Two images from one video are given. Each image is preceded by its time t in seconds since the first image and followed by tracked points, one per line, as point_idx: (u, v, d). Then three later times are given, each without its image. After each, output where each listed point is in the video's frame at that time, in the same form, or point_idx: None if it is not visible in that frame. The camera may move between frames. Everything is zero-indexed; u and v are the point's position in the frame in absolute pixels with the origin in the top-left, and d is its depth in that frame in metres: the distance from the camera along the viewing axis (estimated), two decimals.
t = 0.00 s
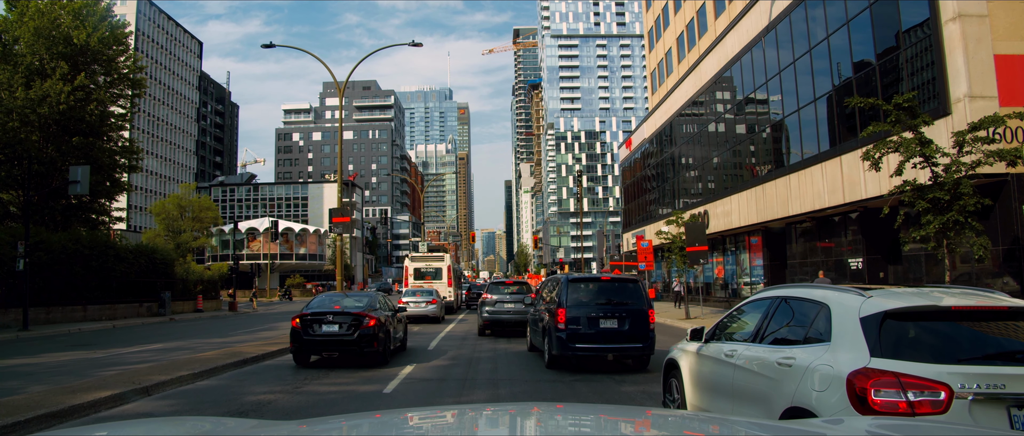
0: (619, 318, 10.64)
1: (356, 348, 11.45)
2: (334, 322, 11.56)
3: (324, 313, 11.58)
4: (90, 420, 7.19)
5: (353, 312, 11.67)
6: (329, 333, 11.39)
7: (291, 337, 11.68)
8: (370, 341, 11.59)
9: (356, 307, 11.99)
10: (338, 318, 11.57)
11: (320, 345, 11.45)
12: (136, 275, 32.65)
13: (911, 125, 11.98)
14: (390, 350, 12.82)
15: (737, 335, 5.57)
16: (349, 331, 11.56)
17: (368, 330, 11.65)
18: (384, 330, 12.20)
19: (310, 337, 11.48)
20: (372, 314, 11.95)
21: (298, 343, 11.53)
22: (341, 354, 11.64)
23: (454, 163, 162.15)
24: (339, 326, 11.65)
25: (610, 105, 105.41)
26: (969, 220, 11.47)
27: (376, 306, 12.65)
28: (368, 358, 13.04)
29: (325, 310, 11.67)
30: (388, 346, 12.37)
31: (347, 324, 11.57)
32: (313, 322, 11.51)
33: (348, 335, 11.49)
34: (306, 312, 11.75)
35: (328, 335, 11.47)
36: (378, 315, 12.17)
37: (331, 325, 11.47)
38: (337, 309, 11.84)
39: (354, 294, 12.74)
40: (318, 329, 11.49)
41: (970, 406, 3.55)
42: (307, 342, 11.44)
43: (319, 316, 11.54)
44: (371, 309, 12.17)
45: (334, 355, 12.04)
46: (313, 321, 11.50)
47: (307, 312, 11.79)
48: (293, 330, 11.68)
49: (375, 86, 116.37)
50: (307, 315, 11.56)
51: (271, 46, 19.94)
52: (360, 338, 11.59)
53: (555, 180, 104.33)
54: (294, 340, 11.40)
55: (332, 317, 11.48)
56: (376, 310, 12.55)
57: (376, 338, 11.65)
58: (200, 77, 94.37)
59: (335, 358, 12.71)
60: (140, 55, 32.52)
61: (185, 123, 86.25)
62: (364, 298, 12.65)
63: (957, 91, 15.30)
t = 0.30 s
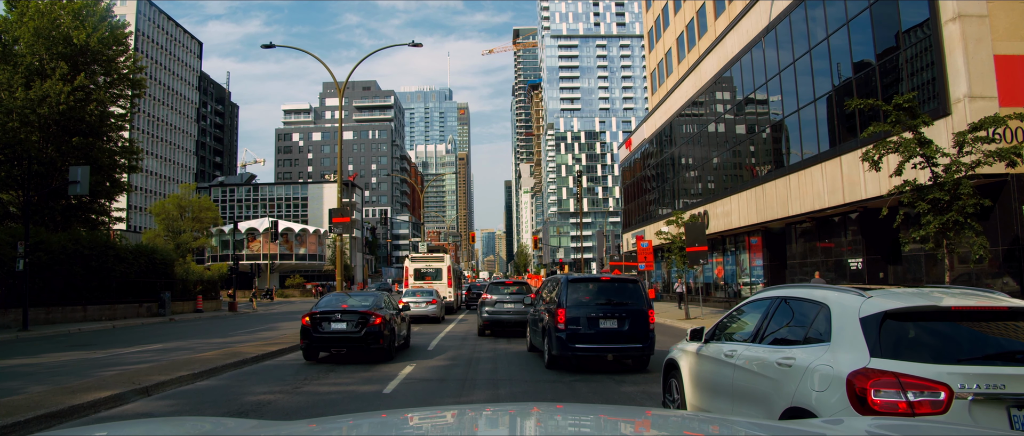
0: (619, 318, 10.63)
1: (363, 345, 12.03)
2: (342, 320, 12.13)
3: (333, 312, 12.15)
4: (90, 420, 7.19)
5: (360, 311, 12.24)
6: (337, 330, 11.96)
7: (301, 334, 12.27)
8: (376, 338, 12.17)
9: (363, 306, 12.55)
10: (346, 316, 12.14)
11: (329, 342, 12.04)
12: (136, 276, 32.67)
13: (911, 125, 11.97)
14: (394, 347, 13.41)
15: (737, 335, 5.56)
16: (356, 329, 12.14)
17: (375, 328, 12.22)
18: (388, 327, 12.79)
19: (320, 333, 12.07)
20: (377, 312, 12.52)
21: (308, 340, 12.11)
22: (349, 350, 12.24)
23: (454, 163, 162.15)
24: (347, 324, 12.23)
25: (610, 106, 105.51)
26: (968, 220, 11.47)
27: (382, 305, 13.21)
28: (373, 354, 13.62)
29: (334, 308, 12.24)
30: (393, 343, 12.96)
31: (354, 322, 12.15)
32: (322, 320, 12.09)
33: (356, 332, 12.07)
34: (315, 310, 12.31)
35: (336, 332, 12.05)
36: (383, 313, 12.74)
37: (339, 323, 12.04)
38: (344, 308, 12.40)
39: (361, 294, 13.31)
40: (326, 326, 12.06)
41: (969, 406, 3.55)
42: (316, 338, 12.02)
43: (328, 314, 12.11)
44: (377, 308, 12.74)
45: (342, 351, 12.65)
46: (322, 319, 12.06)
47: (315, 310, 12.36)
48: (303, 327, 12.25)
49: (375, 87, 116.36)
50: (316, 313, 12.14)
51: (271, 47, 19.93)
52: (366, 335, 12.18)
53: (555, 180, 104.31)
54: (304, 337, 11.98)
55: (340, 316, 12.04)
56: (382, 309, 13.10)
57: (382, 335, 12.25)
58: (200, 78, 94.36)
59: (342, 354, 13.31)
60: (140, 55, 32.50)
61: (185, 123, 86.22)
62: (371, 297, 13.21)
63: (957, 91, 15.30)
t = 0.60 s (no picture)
0: (619, 318, 10.63)
1: (369, 343, 12.44)
2: (349, 319, 12.54)
3: (340, 311, 12.56)
4: (90, 420, 7.19)
5: (366, 310, 12.64)
6: (344, 329, 12.38)
7: (310, 333, 12.68)
8: (382, 336, 12.59)
9: (369, 306, 12.95)
10: (353, 316, 12.55)
11: (337, 340, 12.45)
12: (136, 276, 32.67)
13: (911, 126, 11.96)
14: (399, 344, 13.81)
15: (737, 336, 5.56)
16: (363, 327, 12.55)
17: (381, 326, 12.62)
18: (393, 326, 13.21)
19: (328, 332, 12.49)
20: (383, 312, 12.92)
21: (316, 338, 12.54)
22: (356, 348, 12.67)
23: (454, 163, 162.09)
24: (354, 323, 12.65)
25: (610, 106, 105.62)
26: (968, 220, 11.48)
27: (387, 305, 13.60)
28: (379, 352, 14.05)
29: (341, 308, 12.65)
30: (398, 341, 13.37)
31: (361, 321, 12.55)
32: (330, 319, 12.50)
33: (362, 331, 12.47)
34: (322, 310, 12.72)
35: (344, 331, 12.46)
36: (389, 312, 13.15)
37: (346, 322, 12.44)
38: (351, 307, 12.80)
39: (367, 294, 13.71)
40: (334, 325, 12.48)
41: (969, 406, 3.55)
42: (324, 337, 12.44)
43: (336, 314, 12.52)
44: (383, 307, 13.14)
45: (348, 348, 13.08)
46: (330, 318, 12.47)
47: (323, 309, 12.77)
48: (311, 326, 12.65)
49: (375, 87, 116.40)
50: (324, 313, 12.55)
51: (271, 47, 19.93)
52: (373, 334, 12.60)
53: (555, 180, 104.28)
54: (313, 335, 12.40)
55: (347, 315, 12.45)
56: (387, 308, 13.50)
57: (387, 333, 12.66)
58: (200, 78, 94.41)
59: (348, 351, 13.75)
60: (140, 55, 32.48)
61: (185, 124, 86.24)
62: (376, 297, 13.61)
63: (957, 91, 15.30)
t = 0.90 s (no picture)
0: (619, 318, 10.63)
1: (375, 340, 12.96)
2: (356, 318, 13.08)
3: (347, 310, 13.11)
4: (91, 420, 7.20)
5: (372, 309, 13.17)
6: (351, 327, 12.92)
7: (318, 331, 13.23)
8: (387, 334, 13.11)
9: (374, 305, 13.48)
10: (359, 314, 13.09)
11: (344, 338, 12.99)
12: (136, 276, 32.67)
13: (911, 126, 11.97)
14: (402, 343, 14.30)
15: (737, 336, 5.56)
16: (369, 326, 13.09)
17: (385, 325, 13.14)
18: (398, 324, 13.74)
19: (335, 330, 13.04)
20: (388, 311, 13.45)
21: (324, 336, 13.09)
22: (362, 346, 13.21)
23: (454, 163, 162.07)
24: (360, 321, 13.19)
25: (610, 106, 105.72)
26: (968, 221, 11.48)
27: (391, 305, 14.12)
28: (383, 350, 14.57)
29: (348, 307, 13.20)
30: (402, 339, 13.86)
31: (367, 320, 13.08)
32: (337, 318, 13.05)
33: (368, 329, 13.00)
34: (330, 309, 13.27)
35: (350, 329, 13.00)
36: (393, 312, 13.67)
37: (353, 320, 12.99)
38: (357, 306, 13.35)
39: (372, 294, 14.24)
40: (341, 323, 13.03)
41: (969, 406, 3.55)
42: (332, 334, 12.99)
43: (343, 312, 13.07)
44: (388, 307, 13.66)
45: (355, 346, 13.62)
46: (338, 317, 13.03)
47: (330, 308, 13.32)
48: (319, 325, 13.20)
49: (375, 87, 116.43)
50: (332, 311, 13.10)
51: (271, 47, 19.97)
52: (378, 332, 13.13)
53: (555, 180, 104.29)
54: (321, 333, 12.94)
55: (354, 314, 13.00)
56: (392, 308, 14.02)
57: (392, 331, 13.20)
58: (200, 78, 94.44)
59: (355, 348, 14.30)
60: (140, 55, 32.48)
61: (185, 124, 86.24)
62: (381, 297, 14.13)
63: (957, 92, 15.30)
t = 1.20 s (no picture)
0: (619, 319, 10.62)
1: (379, 338, 13.42)
2: (361, 317, 13.54)
3: (353, 309, 13.58)
4: (90, 420, 7.18)
5: (377, 308, 13.64)
6: (356, 326, 13.38)
7: (325, 329, 13.70)
8: (391, 332, 13.57)
9: (379, 304, 13.94)
10: (364, 313, 13.55)
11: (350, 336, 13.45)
12: (136, 276, 32.69)
13: (912, 126, 11.95)
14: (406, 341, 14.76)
15: (737, 336, 5.54)
16: (374, 324, 13.55)
17: (390, 323, 13.60)
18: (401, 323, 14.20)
19: (341, 328, 13.51)
20: (392, 310, 13.90)
21: (331, 334, 13.54)
22: (368, 343, 13.66)
23: (454, 163, 162.02)
24: (365, 320, 13.65)
25: (610, 106, 105.86)
26: (968, 221, 11.48)
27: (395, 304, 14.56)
28: (388, 347, 15.02)
29: (354, 306, 13.67)
30: (405, 337, 14.32)
31: (372, 318, 13.54)
32: (343, 317, 13.52)
33: (373, 327, 13.46)
34: (336, 308, 13.74)
35: (356, 327, 13.47)
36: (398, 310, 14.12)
37: (358, 319, 13.45)
38: (362, 306, 13.81)
39: (377, 294, 14.71)
40: (347, 322, 13.49)
41: (970, 407, 3.54)
42: (338, 333, 13.45)
43: (349, 311, 13.53)
44: (392, 306, 14.12)
45: (360, 344, 14.08)
46: (344, 316, 13.48)
47: (336, 308, 13.78)
48: (326, 323, 13.68)
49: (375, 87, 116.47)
50: (338, 310, 13.58)
51: (271, 47, 19.98)
52: (383, 330, 13.59)
53: (555, 181, 104.27)
54: (327, 331, 13.41)
55: (360, 313, 13.46)
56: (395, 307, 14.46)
57: (396, 329, 13.65)
58: (200, 79, 94.48)
59: (360, 346, 14.76)
60: (140, 55, 32.49)
61: (185, 124, 86.23)
62: (385, 297, 14.59)
63: (957, 92, 15.30)
